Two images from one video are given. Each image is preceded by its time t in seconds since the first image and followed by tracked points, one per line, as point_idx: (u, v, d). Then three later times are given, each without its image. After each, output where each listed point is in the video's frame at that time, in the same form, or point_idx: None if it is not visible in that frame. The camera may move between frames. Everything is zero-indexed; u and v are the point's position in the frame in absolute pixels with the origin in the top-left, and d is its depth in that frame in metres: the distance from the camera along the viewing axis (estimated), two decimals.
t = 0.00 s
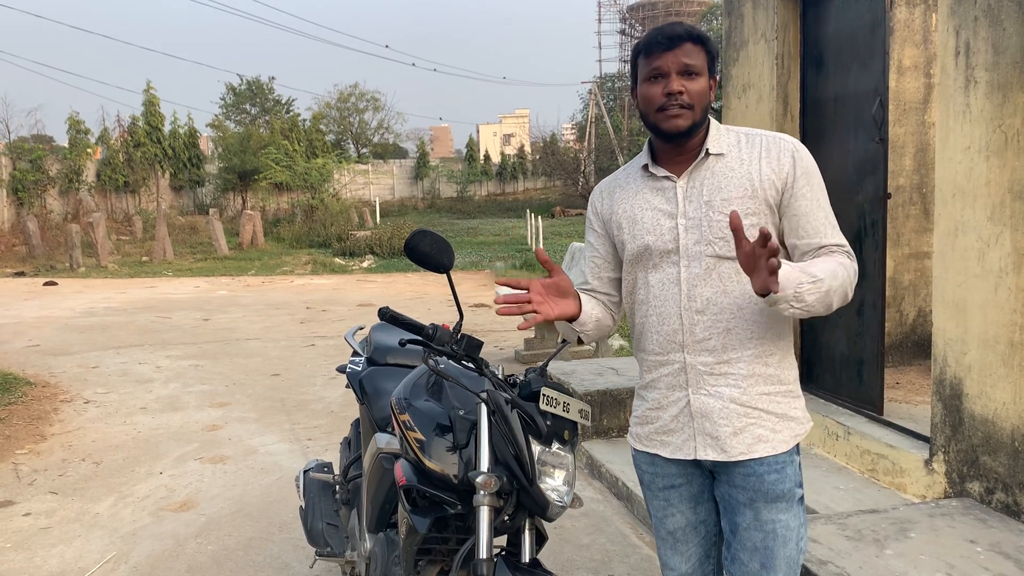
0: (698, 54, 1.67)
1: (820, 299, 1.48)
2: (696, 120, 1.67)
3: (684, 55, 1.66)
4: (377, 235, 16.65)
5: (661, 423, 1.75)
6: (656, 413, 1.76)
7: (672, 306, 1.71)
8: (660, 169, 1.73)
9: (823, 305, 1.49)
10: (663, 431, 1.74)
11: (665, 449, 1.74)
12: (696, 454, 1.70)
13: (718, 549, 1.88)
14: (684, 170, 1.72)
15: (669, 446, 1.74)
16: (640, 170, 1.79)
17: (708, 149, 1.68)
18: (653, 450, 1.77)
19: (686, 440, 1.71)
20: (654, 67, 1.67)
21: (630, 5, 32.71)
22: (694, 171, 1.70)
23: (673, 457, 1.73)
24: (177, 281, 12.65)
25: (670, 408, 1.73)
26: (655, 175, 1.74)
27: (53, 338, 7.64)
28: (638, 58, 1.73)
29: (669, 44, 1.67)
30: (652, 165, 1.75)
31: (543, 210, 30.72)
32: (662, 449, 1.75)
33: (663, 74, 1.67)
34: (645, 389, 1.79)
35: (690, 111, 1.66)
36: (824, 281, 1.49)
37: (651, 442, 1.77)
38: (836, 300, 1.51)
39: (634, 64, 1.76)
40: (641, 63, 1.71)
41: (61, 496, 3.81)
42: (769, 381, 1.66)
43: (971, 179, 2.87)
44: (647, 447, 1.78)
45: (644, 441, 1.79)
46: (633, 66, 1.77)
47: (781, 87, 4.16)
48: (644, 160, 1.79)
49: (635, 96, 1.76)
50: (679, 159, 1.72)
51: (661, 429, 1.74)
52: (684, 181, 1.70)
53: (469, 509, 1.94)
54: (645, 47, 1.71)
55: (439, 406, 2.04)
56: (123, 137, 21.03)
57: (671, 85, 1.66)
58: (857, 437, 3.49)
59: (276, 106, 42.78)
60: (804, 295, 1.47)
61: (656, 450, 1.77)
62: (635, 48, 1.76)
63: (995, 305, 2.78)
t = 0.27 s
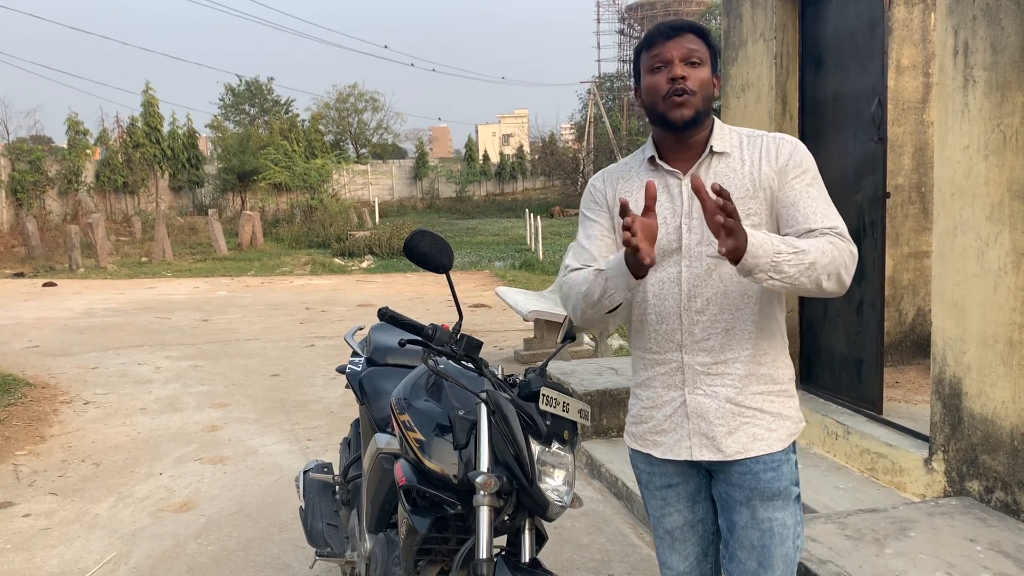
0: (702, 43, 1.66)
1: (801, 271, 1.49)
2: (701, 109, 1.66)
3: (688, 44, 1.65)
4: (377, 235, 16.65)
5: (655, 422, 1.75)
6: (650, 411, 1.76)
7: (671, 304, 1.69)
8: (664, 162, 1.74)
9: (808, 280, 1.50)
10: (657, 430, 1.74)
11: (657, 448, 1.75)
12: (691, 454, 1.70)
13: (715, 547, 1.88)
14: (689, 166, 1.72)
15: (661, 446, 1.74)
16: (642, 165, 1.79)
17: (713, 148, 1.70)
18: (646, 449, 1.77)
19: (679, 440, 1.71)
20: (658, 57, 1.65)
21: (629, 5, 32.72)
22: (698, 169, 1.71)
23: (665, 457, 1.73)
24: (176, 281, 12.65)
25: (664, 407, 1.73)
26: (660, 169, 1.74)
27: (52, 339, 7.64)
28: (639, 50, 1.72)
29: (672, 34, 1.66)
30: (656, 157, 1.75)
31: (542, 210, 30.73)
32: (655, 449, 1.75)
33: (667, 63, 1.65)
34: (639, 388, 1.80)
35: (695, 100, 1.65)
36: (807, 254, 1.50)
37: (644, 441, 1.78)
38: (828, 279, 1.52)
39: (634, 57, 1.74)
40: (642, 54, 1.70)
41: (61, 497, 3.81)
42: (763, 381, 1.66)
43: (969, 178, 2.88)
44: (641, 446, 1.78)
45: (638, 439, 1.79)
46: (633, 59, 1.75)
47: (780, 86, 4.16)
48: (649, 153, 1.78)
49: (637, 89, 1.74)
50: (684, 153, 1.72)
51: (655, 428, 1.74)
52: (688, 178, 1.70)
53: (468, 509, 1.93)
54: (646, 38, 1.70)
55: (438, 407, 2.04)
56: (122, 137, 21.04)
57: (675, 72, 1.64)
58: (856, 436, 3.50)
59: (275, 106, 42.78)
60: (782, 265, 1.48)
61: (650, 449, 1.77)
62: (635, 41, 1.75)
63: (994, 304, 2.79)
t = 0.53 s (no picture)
0: (702, 50, 1.65)
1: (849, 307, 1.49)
2: (705, 118, 1.66)
3: (688, 53, 1.64)
4: (376, 235, 16.65)
5: (666, 426, 1.73)
6: (660, 415, 1.74)
7: (682, 309, 1.68)
8: (670, 164, 1.71)
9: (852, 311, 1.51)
10: (668, 433, 1.73)
11: (667, 451, 1.73)
12: (703, 457, 1.69)
13: (720, 548, 1.87)
14: (695, 168, 1.70)
15: (673, 448, 1.72)
16: (646, 166, 1.76)
17: (722, 149, 1.67)
18: (656, 451, 1.75)
19: (692, 444, 1.70)
20: (658, 69, 1.65)
21: (628, 4, 32.73)
22: (706, 170, 1.68)
23: (677, 460, 1.72)
24: (175, 281, 12.65)
25: (675, 411, 1.71)
26: (665, 170, 1.72)
27: (51, 339, 7.64)
28: (639, 59, 1.71)
29: (670, 44, 1.65)
30: (660, 158, 1.73)
31: (541, 209, 30.74)
32: (665, 451, 1.74)
33: (668, 75, 1.64)
34: (642, 391, 1.77)
35: (699, 110, 1.65)
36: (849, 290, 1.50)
37: (652, 444, 1.76)
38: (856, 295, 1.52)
39: (634, 63, 1.73)
40: (642, 65, 1.69)
41: (60, 497, 3.81)
42: (776, 384, 1.67)
43: (968, 177, 2.88)
44: (647, 449, 1.77)
45: (644, 442, 1.77)
46: (632, 66, 1.74)
47: (779, 86, 4.16)
48: (652, 153, 1.76)
49: (639, 96, 1.74)
50: (690, 158, 1.70)
51: (666, 432, 1.73)
52: (696, 180, 1.68)
53: (468, 509, 1.93)
54: (645, 46, 1.68)
55: (438, 407, 2.04)
56: (121, 137, 21.04)
57: (677, 86, 1.64)
58: (856, 435, 3.50)
59: (274, 106, 42.78)
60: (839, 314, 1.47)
61: (659, 451, 1.75)
62: (634, 46, 1.73)
63: (993, 303, 2.79)
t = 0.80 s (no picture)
0: (717, 47, 1.64)
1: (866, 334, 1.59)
2: (718, 119, 1.65)
3: (704, 50, 1.63)
4: (375, 234, 16.65)
5: (680, 440, 1.71)
6: (673, 429, 1.71)
7: (695, 318, 1.66)
8: (680, 166, 1.68)
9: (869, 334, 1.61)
10: (682, 447, 1.71)
11: (682, 465, 1.71)
12: (718, 473, 1.67)
13: (727, 554, 1.85)
14: (705, 171, 1.67)
15: (689, 463, 1.70)
16: (654, 167, 1.72)
17: (736, 151, 1.64)
18: (670, 465, 1.74)
19: (706, 458, 1.68)
20: (672, 64, 1.64)
21: (626, 2, 32.72)
22: (718, 173, 1.65)
23: (694, 474, 1.70)
24: (174, 280, 12.64)
25: (689, 424, 1.69)
26: (674, 173, 1.68)
27: (50, 338, 7.63)
28: (652, 52, 1.70)
29: (687, 39, 1.64)
30: (668, 161, 1.70)
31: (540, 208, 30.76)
32: (682, 466, 1.71)
33: (683, 70, 1.63)
34: (657, 404, 1.75)
35: (712, 111, 1.64)
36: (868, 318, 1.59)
37: (669, 458, 1.74)
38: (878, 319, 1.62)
39: (648, 57, 1.72)
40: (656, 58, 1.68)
41: (59, 496, 3.80)
42: (790, 396, 1.66)
43: (967, 175, 2.88)
44: (664, 462, 1.75)
45: (661, 455, 1.75)
46: (644, 59, 1.73)
47: (779, 84, 4.15)
48: (658, 156, 1.72)
49: (650, 91, 1.73)
50: (699, 162, 1.68)
51: (681, 446, 1.71)
52: (707, 183, 1.65)
53: (467, 507, 1.93)
54: (660, 39, 1.67)
55: (437, 405, 2.04)
56: (120, 136, 21.02)
57: (692, 83, 1.63)
58: (855, 433, 3.50)
59: (273, 105, 42.75)
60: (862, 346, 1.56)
61: (674, 466, 1.73)
62: (648, 39, 1.72)
63: (992, 301, 2.79)
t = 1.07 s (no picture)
0: (727, 40, 1.64)
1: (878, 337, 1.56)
2: (726, 113, 1.65)
3: (713, 43, 1.63)
4: (374, 233, 16.65)
5: (687, 443, 1.70)
6: (679, 432, 1.71)
7: (700, 315, 1.66)
8: (686, 162, 1.68)
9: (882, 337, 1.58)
10: (689, 451, 1.70)
11: (690, 470, 1.71)
12: (724, 478, 1.66)
13: (734, 561, 1.85)
14: (710, 166, 1.67)
15: (696, 467, 1.70)
16: (660, 163, 1.72)
17: (742, 146, 1.64)
18: (676, 469, 1.73)
19: (712, 462, 1.67)
20: (681, 58, 1.64)
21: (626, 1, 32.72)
22: (723, 168, 1.65)
23: (699, 478, 1.70)
24: (174, 279, 12.63)
25: (695, 427, 1.68)
26: (679, 169, 1.68)
27: (50, 337, 7.63)
28: (660, 45, 1.70)
29: (696, 31, 1.64)
30: (674, 157, 1.70)
31: (540, 207, 30.76)
32: (688, 470, 1.71)
33: (692, 64, 1.64)
34: (663, 408, 1.74)
35: (720, 105, 1.64)
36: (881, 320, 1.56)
37: (676, 461, 1.73)
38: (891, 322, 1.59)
39: (656, 51, 1.72)
40: (665, 51, 1.68)
41: (59, 495, 3.80)
42: (799, 399, 1.64)
43: (966, 174, 2.88)
44: (671, 466, 1.74)
45: (668, 459, 1.75)
46: (653, 52, 1.73)
47: (779, 83, 4.15)
48: (664, 151, 1.72)
49: (657, 85, 1.73)
50: (705, 157, 1.68)
51: (688, 449, 1.70)
52: (712, 179, 1.65)
53: (467, 506, 1.93)
54: (669, 33, 1.67)
55: (437, 404, 2.03)
56: (120, 135, 21.00)
57: (700, 77, 1.63)
58: (855, 432, 3.50)
59: (273, 104, 42.74)
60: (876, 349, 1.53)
61: (681, 470, 1.72)
62: (657, 33, 1.72)
63: (992, 300, 2.79)
